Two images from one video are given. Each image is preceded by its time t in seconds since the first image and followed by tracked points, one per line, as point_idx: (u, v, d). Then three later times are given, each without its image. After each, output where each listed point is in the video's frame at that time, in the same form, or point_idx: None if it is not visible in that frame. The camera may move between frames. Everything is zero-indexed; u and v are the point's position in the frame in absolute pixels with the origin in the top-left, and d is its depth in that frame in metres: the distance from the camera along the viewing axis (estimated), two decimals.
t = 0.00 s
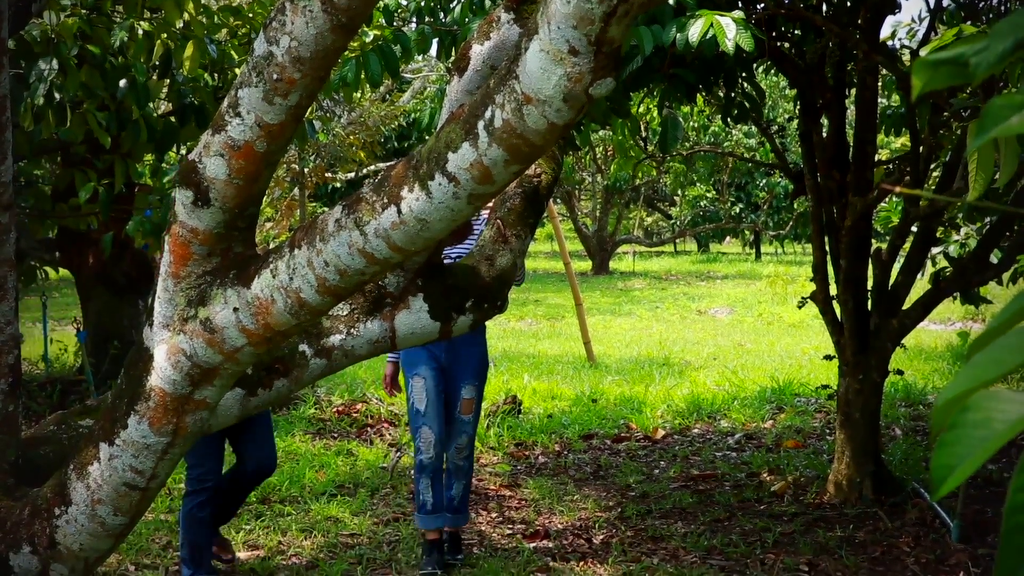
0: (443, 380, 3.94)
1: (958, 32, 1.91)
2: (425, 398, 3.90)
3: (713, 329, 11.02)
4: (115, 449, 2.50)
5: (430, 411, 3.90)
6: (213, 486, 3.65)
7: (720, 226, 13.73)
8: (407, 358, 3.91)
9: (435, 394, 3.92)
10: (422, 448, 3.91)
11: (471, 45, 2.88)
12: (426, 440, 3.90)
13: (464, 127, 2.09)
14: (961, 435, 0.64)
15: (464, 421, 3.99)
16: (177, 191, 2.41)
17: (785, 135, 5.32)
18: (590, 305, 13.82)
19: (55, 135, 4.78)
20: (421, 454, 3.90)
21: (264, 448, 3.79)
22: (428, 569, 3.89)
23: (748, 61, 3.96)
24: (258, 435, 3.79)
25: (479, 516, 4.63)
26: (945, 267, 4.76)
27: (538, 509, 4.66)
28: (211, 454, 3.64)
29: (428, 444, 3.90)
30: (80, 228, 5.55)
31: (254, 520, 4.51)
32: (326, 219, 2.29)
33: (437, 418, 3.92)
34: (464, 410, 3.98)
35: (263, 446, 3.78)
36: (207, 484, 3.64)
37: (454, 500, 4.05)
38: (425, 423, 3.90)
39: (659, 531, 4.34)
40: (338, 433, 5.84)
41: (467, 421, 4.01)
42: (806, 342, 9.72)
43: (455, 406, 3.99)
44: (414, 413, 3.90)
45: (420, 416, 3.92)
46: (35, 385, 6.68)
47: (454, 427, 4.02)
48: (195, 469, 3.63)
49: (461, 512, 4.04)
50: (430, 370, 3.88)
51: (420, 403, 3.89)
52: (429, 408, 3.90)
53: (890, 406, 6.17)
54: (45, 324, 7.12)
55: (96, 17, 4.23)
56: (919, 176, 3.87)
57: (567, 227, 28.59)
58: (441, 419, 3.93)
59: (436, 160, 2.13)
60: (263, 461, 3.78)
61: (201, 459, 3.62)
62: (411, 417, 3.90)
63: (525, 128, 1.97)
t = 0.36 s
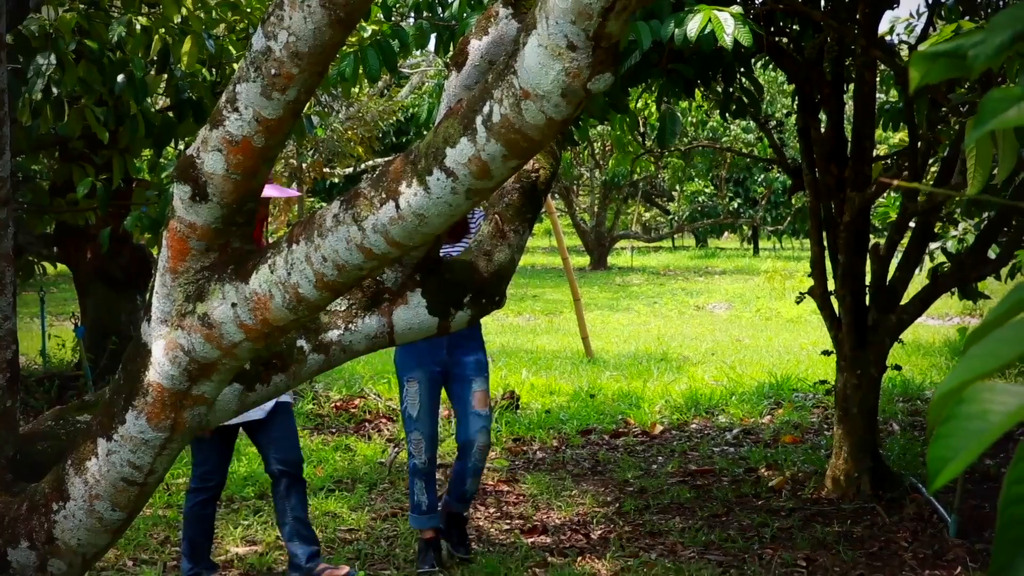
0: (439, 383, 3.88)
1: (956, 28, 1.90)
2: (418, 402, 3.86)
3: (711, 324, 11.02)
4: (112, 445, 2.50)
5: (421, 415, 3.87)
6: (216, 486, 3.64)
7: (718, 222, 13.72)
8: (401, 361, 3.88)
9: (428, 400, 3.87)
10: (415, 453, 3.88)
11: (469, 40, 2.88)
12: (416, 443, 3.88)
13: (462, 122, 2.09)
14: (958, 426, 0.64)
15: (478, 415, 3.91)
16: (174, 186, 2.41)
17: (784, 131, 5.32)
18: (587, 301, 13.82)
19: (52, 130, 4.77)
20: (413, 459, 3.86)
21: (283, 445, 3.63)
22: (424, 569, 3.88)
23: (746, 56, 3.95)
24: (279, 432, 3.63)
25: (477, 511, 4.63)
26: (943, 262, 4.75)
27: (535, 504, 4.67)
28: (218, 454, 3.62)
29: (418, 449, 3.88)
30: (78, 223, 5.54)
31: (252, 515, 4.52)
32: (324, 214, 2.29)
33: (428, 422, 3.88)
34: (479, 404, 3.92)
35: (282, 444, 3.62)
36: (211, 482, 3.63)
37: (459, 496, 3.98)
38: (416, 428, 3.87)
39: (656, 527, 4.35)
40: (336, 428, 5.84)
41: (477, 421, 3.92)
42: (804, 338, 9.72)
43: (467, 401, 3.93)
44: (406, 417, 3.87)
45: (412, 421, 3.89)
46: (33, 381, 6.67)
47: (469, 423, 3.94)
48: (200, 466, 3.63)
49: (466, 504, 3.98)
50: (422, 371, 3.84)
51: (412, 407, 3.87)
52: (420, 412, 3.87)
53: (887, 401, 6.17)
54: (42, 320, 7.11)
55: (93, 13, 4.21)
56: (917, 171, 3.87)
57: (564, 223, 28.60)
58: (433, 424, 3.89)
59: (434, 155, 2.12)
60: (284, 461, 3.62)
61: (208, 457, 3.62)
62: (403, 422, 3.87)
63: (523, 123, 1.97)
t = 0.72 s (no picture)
0: (452, 383, 3.87)
1: (954, 26, 1.90)
2: (429, 407, 3.86)
3: (709, 323, 11.02)
4: (110, 444, 2.49)
5: (432, 418, 3.88)
6: (245, 489, 3.63)
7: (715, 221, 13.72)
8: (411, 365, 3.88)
9: (439, 404, 3.86)
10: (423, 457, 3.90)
11: (467, 39, 2.88)
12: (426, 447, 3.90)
13: (459, 121, 2.09)
14: (957, 426, 0.64)
15: (497, 407, 3.87)
16: (172, 185, 2.41)
17: (781, 130, 5.32)
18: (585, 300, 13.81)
19: (49, 130, 4.77)
20: (417, 460, 3.89)
21: (315, 462, 3.65)
22: (422, 569, 3.88)
23: (744, 56, 3.95)
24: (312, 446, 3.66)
25: (474, 510, 4.63)
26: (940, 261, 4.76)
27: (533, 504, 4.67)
28: (253, 456, 3.62)
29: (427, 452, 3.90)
30: (75, 222, 5.54)
31: (249, 515, 4.52)
32: (322, 213, 2.29)
33: (439, 425, 3.89)
34: (495, 396, 3.87)
35: (314, 461, 3.65)
36: (241, 484, 3.62)
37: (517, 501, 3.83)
38: (426, 432, 3.88)
39: (654, 525, 4.35)
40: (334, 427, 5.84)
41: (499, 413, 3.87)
42: (801, 337, 9.72)
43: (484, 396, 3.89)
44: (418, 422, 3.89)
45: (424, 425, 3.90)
46: (30, 380, 6.66)
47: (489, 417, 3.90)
48: (234, 467, 3.63)
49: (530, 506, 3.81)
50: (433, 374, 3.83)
51: (422, 412, 3.87)
52: (431, 417, 3.87)
53: (885, 400, 6.18)
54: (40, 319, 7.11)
55: (91, 11, 4.21)
56: (914, 170, 3.87)
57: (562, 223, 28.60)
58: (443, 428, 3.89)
59: (432, 154, 2.12)
60: (314, 478, 3.64)
61: (243, 457, 3.62)
62: (413, 427, 3.89)
63: (520, 122, 1.97)
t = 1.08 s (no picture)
0: (496, 388, 3.85)
1: (947, 24, 1.90)
2: (472, 411, 3.83)
3: (702, 322, 11.03)
4: (103, 443, 2.48)
5: (471, 421, 3.83)
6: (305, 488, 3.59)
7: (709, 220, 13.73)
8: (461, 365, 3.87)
9: (482, 410, 3.84)
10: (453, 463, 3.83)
11: (460, 38, 2.87)
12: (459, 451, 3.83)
13: (452, 120, 2.08)
14: (950, 421, 0.64)
15: (536, 424, 3.81)
16: (165, 184, 2.40)
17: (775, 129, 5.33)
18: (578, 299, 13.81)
19: (42, 128, 4.76)
20: (448, 462, 3.83)
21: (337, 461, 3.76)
22: (416, 569, 3.88)
23: (737, 54, 3.96)
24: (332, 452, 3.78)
25: (467, 509, 4.62)
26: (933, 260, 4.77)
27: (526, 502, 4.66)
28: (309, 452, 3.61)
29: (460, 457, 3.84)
30: (68, 221, 5.52)
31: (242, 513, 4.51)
32: (315, 212, 2.28)
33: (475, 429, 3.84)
34: (536, 412, 3.81)
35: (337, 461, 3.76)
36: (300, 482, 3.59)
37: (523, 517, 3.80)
38: (463, 436, 3.83)
39: (647, 524, 4.35)
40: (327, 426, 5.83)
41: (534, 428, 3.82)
42: (795, 336, 9.73)
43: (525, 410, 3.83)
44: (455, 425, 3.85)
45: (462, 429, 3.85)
46: (23, 380, 6.64)
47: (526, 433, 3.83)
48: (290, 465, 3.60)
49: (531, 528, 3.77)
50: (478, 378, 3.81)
51: (462, 416, 3.83)
52: (471, 421, 3.84)
53: (878, 399, 6.19)
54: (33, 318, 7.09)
55: (84, 10, 4.20)
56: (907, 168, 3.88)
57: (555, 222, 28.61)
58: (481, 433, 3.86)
59: (426, 152, 2.12)
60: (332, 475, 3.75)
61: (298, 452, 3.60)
62: (451, 428, 3.82)
63: (514, 121, 1.96)
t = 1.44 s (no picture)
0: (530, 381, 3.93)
1: (924, 25, 1.92)
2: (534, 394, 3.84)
3: (680, 322, 11.07)
4: (79, 444, 2.45)
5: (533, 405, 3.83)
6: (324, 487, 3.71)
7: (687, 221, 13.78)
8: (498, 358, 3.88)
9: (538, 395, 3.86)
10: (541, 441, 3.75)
11: (439, 37, 2.86)
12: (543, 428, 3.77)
13: (431, 120, 2.07)
14: (923, 421, 0.64)
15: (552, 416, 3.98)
16: (142, 183, 2.38)
17: (752, 130, 5.35)
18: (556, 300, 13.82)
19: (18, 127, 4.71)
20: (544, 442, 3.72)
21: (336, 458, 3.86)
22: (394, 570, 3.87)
23: (715, 55, 3.97)
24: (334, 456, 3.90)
25: (445, 509, 4.61)
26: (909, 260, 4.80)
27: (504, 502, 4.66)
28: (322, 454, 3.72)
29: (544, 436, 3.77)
30: (43, 220, 5.47)
31: (219, 514, 4.49)
32: (294, 212, 2.27)
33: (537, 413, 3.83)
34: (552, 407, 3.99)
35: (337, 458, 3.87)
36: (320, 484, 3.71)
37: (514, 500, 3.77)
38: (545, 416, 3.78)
39: (625, 524, 4.35)
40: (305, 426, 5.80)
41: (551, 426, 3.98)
42: (772, 335, 9.79)
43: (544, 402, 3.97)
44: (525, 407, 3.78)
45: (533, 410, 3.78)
46: None
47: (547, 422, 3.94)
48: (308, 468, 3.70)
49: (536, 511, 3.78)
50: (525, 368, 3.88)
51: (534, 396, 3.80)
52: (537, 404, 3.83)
53: (854, 398, 6.23)
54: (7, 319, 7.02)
55: (61, 9, 4.16)
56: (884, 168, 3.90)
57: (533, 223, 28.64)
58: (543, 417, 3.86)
59: (404, 152, 2.11)
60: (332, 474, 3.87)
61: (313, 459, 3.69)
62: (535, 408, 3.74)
63: (492, 121, 1.95)
